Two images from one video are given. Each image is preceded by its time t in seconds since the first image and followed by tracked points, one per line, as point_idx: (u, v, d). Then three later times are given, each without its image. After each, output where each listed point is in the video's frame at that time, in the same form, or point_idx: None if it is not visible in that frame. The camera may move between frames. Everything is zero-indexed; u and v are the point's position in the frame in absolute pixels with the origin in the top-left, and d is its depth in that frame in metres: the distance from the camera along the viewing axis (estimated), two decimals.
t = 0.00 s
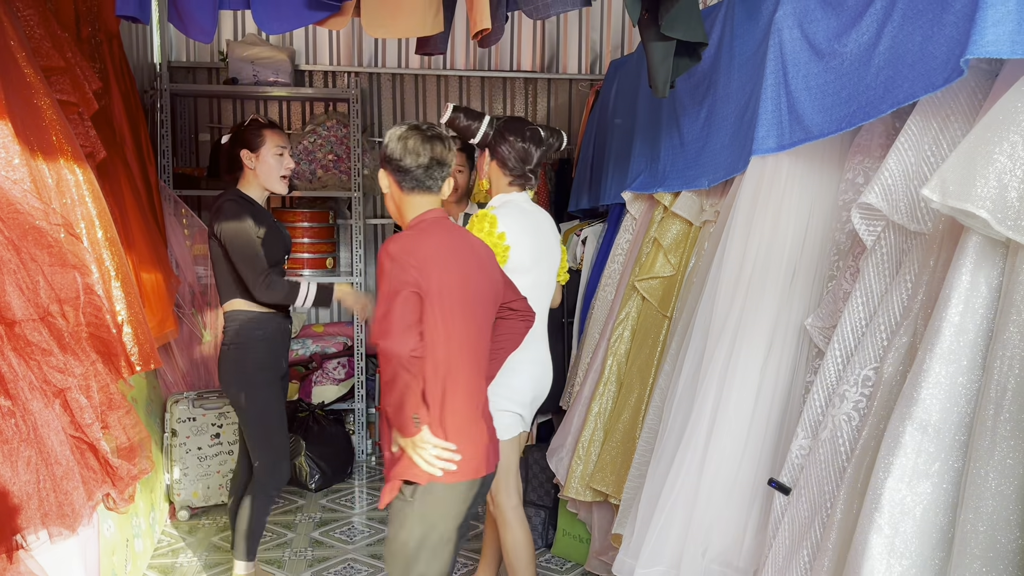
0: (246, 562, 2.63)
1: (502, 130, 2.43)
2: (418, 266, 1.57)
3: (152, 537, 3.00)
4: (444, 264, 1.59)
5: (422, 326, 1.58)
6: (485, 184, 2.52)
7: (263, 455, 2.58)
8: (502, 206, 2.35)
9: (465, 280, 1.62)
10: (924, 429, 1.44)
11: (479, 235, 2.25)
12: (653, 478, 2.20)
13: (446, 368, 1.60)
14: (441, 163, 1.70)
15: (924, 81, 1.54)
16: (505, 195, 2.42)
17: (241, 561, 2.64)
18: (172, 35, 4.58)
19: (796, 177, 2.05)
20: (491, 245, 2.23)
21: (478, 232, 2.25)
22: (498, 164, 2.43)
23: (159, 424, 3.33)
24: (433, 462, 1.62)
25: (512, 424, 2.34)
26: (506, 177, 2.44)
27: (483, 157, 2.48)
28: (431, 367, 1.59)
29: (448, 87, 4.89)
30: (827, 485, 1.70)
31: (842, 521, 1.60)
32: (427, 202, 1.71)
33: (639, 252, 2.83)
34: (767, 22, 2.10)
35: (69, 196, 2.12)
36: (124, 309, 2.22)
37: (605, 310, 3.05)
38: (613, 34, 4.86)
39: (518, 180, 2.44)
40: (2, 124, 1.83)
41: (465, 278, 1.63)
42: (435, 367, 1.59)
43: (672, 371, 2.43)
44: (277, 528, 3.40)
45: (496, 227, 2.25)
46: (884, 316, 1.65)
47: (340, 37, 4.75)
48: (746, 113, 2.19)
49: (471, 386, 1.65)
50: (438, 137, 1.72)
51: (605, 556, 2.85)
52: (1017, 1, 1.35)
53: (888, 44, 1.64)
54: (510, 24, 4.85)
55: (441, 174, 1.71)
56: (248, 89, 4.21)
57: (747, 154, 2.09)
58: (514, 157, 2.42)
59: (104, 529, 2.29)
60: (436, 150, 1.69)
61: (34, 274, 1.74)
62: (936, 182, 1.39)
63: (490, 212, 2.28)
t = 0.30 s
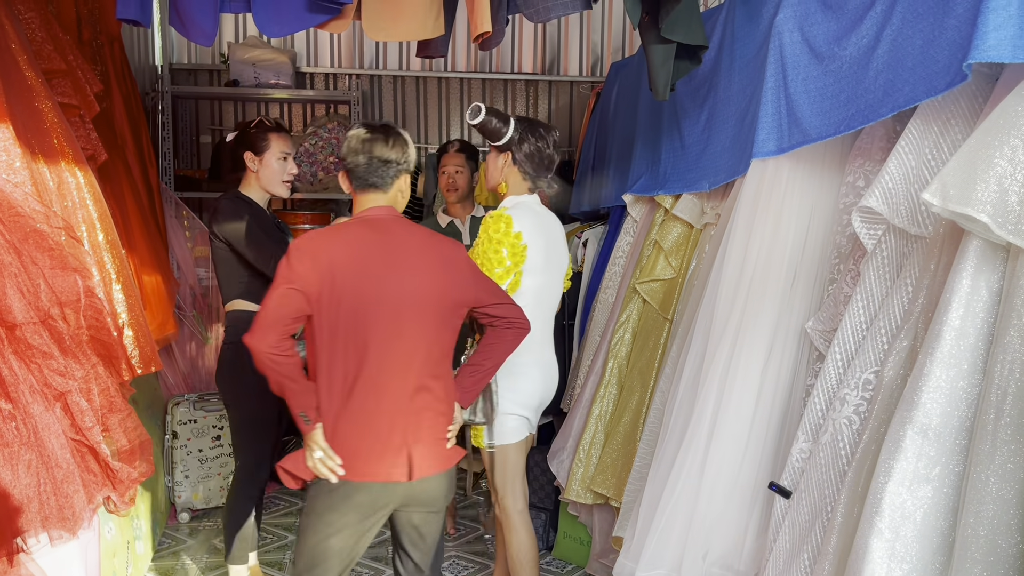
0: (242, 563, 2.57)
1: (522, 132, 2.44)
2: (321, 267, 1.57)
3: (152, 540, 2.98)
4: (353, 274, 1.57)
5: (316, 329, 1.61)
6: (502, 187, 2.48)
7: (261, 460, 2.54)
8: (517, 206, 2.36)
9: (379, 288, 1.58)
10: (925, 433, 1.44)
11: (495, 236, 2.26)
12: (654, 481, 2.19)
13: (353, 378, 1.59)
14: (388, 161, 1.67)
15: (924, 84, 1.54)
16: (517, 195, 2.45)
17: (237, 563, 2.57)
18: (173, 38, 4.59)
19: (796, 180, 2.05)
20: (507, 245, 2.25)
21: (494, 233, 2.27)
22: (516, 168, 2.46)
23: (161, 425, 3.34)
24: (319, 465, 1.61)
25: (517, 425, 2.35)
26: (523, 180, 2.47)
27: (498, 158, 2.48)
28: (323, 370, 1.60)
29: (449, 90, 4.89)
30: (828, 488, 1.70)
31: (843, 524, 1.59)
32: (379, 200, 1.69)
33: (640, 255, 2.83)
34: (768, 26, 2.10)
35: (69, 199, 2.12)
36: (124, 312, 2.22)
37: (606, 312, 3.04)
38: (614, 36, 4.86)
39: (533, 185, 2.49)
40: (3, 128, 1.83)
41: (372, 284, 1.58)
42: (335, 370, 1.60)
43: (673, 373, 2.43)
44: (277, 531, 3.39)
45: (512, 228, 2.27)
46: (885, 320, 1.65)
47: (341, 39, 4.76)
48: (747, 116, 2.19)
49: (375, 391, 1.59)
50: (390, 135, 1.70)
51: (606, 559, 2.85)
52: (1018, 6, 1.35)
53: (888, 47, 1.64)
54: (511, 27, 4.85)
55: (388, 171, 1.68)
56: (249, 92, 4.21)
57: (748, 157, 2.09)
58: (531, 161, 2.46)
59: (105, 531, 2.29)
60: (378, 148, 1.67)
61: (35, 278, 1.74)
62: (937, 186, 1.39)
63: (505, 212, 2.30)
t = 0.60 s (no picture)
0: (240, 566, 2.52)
1: (524, 131, 2.46)
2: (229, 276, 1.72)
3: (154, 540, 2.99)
4: (253, 263, 1.68)
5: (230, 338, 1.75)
6: (507, 186, 2.48)
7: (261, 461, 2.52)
8: (523, 206, 2.40)
9: (269, 287, 1.66)
10: (924, 435, 1.44)
11: (509, 235, 2.28)
12: (655, 482, 2.19)
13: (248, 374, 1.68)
14: (331, 167, 1.73)
15: (925, 85, 1.53)
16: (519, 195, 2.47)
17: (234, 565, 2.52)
18: (175, 39, 4.60)
19: (797, 181, 2.05)
20: (522, 242, 2.28)
21: (508, 232, 2.29)
22: (520, 167, 2.48)
23: (163, 425, 3.36)
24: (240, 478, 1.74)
25: (525, 426, 2.42)
26: (526, 179, 2.50)
27: (500, 158, 2.48)
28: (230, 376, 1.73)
29: (450, 90, 4.89)
30: (828, 489, 1.70)
31: (843, 526, 1.59)
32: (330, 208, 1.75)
33: (640, 256, 2.83)
34: (769, 26, 2.10)
35: (71, 200, 2.12)
36: (126, 313, 2.22)
37: (607, 313, 3.04)
38: (615, 37, 4.86)
39: (535, 183, 2.52)
40: (4, 128, 1.84)
41: (263, 288, 1.66)
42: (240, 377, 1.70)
43: (674, 374, 2.43)
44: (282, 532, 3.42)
45: (525, 226, 2.31)
46: (886, 321, 1.65)
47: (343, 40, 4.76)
48: (748, 116, 2.19)
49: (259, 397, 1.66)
50: (339, 143, 1.76)
51: (607, 559, 2.85)
52: (1020, 7, 1.35)
53: (889, 48, 1.64)
54: (512, 27, 4.86)
55: (333, 177, 1.73)
56: (250, 92, 4.22)
57: (749, 157, 2.09)
58: (532, 160, 2.49)
59: (107, 531, 2.30)
60: (320, 155, 1.73)
61: (36, 278, 1.74)
62: (937, 187, 1.39)
63: (512, 212, 2.33)
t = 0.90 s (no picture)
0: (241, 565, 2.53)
1: (520, 131, 2.49)
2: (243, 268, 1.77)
3: (158, 539, 3.01)
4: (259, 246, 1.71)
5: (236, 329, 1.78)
6: (502, 186, 2.50)
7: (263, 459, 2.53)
8: (523, 203, 2.41)
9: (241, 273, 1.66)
10: (927, 432, 1.44)
11: (514, 232, 2.29)
12: (658, 480, 2.19)
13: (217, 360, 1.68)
14: (351, 176, 1.67)
15: (926, 83, 1.54)
16: (515, 193, 2.48)
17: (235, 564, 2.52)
18: (178, 38, 4.61)
19: (800, 179, 2.05)
20: (528, 239, 2.29)
21: (513, 229, 2.30)
22: (517, 167, 2.50)
23: (167, 424, 3.37)
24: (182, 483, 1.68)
25: (531, 420, 2.43)
26: (523, 176, 2.52)
27: (497, 158, 2.49)
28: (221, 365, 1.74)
29: (452, 89, 4.90)
30: (830, 487, 1.70)
31: (846, 523, 1.59)
32: (341, 217, 1.68)
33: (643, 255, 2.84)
34: (771, 25, 2.10)
35: (75, 199, 2.13)
36: (130, 312, 2.23)
37: (610, 312, 3.05)
38: (618, 36, 4.86)
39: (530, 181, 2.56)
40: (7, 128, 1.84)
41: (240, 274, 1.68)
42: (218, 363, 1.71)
43: (676, 373, 2.43)
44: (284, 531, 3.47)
45: (528, 223, 2.32)
46: (888, 319, 1.65)
47: (345, 40, 4.77)
48: (750, 115, 2.19)
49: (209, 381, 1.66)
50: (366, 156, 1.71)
51: (610, 558, 2.85)
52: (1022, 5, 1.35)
53: (890, 46, 1.65)
54: (515, 26, 4.86)
55: (352, 187, 1.67)
56: (253, 92, 4.22)
57: (751, 155, 2.09)
58: (529, 159, 2.52)
59: (110, 530, 2.31)
60: (348, 163, 1.68)
61: (40, 277, 1.75)
62: (939, 185, 1.39)
63: (514, 209, 2.34)
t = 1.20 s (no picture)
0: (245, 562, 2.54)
1: (517, 136, 2.53)
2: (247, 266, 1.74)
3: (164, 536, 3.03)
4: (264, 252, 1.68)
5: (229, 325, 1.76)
6: (491, 188, 2.52)
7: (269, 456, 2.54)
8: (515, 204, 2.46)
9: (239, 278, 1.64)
10: (932, 427, 1.44)
11: (517, 230, 2.32)
12: (663, 476, 2.20)
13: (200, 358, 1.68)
14: (389, 215, 1.66)
15: (928, 78, 1.54)
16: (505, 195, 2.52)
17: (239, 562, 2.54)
18: (181, 37, 4.62)
19: (804, 175, 2.04)
20: (530, 236, 2.33)
21: (515, 228, 2.32)
22: (508, 169, 2.54)
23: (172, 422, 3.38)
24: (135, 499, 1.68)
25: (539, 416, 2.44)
26: (513, 179, 2.56)
27: (489, 159, 2.52)
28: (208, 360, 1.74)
29: (456, 87, 4.90)
30: (835, 483, 1.70)
31: (851, 518, 1.60)
32: (366, 247, 1.65)
33: (646, 252, 2.84)
34: (775, 21, 2.10)
35: (80, 198, 2.13)
36: (135, 309, 2.23)
37: (613, 309, 3.05)
38: (621, 33, 4.85)
39: (521, 186, 2.59)
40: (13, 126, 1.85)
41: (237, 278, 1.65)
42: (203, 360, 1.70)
43: (680, 369, 2.43)
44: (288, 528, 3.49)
45: (527, 220, 2.36)
46: (893, 314, 1.65)
47: (348, 38, 4.77)
48: (753, 112, 2.19)
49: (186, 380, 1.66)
50: (413, 205, 1.70)
51: (614, 554, 2.85)
52: None
53: (892, 42, 1.65)
54: (518, 24, 4.85)
55: (388, 225, 1.65)
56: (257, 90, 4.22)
57: (754, 151, 2.09)
58: (520, 163, 2.55)
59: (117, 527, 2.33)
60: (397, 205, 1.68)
61: (46, 275, 1.76)
62: (943, 179, 1.39)
63: (510, 209, 2.37)
